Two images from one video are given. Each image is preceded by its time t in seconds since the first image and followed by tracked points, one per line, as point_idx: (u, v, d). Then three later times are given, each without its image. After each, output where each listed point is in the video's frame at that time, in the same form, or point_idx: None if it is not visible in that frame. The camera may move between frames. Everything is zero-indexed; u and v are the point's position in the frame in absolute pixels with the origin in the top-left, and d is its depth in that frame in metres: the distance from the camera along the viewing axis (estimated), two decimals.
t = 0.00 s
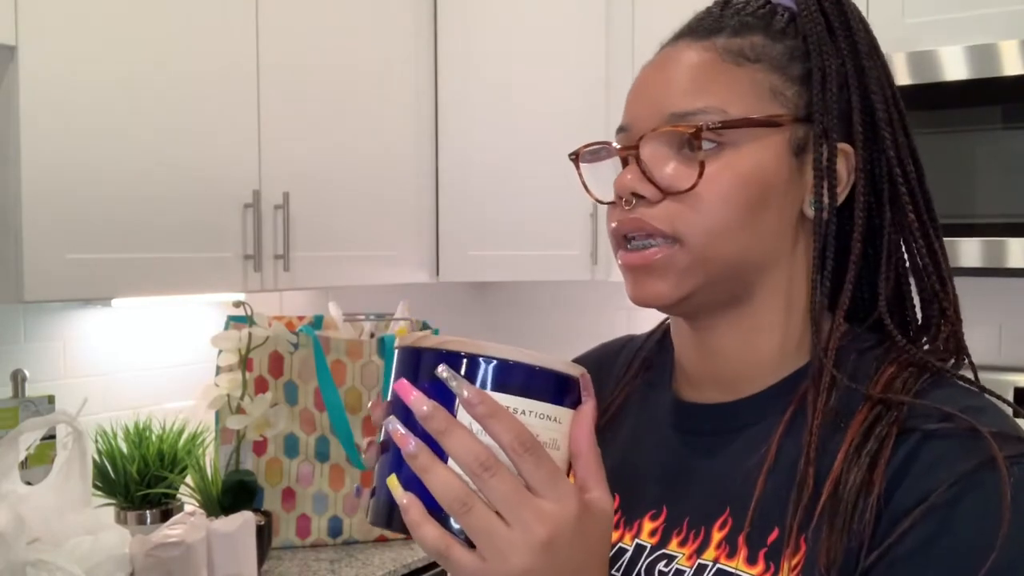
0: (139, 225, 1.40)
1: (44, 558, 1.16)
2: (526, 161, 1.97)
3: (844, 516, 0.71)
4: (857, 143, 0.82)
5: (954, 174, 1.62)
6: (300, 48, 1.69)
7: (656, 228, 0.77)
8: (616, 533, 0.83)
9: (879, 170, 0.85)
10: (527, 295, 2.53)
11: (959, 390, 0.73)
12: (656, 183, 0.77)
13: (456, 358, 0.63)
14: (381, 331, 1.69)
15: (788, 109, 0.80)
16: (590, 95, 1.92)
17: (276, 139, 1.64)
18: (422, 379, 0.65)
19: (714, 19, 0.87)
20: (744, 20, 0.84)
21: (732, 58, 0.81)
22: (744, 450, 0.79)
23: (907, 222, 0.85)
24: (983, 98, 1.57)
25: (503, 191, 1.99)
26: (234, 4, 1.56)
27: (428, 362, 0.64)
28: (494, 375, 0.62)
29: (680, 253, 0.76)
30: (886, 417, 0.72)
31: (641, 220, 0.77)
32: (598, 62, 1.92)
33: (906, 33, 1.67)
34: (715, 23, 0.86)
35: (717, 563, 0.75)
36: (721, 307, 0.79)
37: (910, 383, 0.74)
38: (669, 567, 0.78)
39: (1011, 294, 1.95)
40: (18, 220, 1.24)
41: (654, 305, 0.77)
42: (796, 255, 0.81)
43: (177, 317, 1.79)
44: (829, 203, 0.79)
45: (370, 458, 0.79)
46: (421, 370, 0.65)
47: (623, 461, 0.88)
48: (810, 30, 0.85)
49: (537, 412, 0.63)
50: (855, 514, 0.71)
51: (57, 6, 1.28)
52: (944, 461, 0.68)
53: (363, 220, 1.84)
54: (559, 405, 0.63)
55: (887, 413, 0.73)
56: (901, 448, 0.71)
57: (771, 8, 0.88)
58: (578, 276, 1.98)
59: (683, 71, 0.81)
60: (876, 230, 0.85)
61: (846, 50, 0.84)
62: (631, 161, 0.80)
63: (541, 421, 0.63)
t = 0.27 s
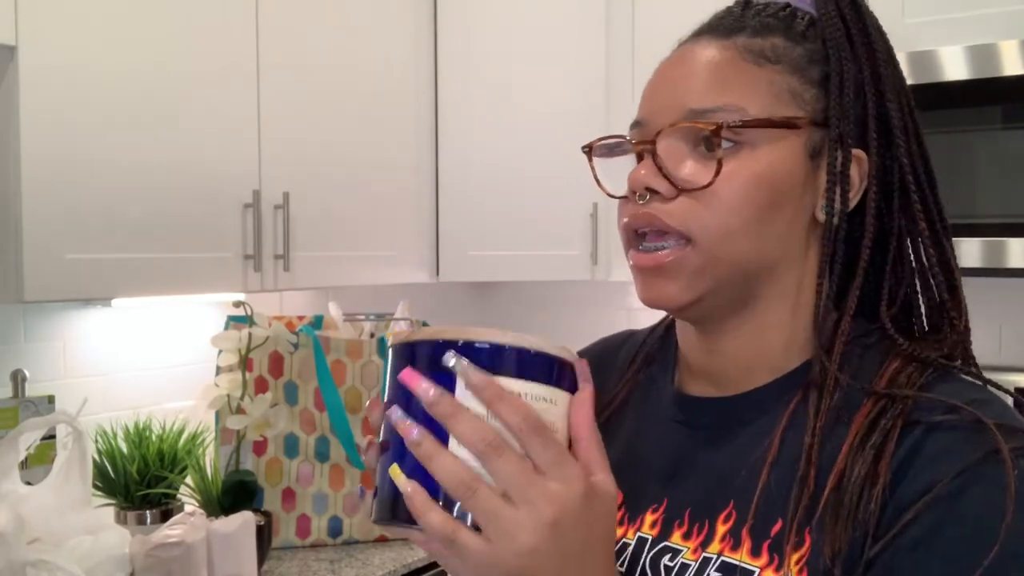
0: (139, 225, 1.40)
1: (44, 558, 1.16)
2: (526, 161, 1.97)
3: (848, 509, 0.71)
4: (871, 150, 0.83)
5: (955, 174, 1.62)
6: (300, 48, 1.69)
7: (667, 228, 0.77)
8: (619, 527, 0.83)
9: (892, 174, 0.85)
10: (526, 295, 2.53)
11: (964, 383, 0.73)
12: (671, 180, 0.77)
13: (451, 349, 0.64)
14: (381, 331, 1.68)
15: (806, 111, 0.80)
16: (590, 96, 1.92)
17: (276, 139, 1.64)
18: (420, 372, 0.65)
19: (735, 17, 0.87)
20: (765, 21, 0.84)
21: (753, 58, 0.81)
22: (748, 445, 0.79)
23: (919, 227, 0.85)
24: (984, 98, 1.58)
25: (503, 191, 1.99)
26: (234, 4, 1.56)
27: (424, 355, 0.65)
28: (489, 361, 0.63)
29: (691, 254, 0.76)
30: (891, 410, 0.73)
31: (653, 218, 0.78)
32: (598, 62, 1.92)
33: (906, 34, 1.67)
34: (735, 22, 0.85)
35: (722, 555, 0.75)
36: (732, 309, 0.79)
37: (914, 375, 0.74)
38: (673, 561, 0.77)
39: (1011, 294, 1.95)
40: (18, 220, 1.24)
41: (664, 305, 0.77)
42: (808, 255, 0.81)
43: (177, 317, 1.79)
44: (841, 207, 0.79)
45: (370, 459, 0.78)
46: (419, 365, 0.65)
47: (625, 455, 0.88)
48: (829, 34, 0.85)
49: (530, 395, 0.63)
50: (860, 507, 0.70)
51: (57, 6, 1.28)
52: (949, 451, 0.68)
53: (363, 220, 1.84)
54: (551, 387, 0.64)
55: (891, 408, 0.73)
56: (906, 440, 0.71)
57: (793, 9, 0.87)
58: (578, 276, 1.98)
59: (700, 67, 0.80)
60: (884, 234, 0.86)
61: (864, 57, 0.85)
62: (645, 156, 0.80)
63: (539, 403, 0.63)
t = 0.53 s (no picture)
0: (139, 225, 1.40)
1: (45, 558, 1.16)
2: (526, 161, 1.97)
3: (851, 514, 0.66)
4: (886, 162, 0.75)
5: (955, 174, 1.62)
6: (301, 48, 1.69)
7: (677, 207, 0.71)
8: (617, 521, 0.80)
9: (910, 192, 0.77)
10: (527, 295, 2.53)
11: (971, 379, 0.67)
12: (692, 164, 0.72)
13: (399, 289, 0.73)
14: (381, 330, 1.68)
15: (832, 118, 0.73)
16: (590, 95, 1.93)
17: (276, 139, 1.64)
18: (377, 313, 0.74)
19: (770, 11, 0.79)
20: (799, 20, 0.76)
21: (783, 59, 0.73)
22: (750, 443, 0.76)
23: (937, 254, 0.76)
24: (984, 98, 1.58)
25: (503, 190, 1.99)
26: (234, 4, 1.56)
27: (383, 299, 0.74)
28: (433, 298, 0.72)
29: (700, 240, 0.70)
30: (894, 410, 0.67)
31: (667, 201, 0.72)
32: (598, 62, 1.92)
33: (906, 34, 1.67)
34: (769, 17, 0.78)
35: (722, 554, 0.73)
36: (732, 300, 0.73)
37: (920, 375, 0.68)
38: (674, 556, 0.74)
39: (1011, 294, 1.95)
40: (19, 220, 1.25)
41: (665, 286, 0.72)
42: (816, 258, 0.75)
43: (177, 316, 1.79)
44: (856, 212, 0.72)
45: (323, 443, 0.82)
46: (378, 312, 0.74)
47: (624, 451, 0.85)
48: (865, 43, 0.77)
49: (469, 326, 0.72)
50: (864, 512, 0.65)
51: (56, 6, 1.28)
52: (956, 450, 0.62)
53: (363, 219, 1.84)
54: (488, 322, 0.73)
55: (893, 407, 0.67)
56: (909, 440, 0.65)
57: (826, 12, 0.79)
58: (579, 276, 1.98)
59: (725, 58, 0.74)
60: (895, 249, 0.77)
61: (890, 61, 0.77)
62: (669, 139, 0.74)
63: (492, 336, 0.73)
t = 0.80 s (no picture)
0: (139, 225, 1.40)
1: (45, 558, 1.16)
2: (526, 161, 1.98)
3: (866, 505, 0.69)
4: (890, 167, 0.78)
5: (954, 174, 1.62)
6: (301, 48, 1.69)
7: (713, 224, 0.72)
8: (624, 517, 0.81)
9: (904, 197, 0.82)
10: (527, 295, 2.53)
11: (968, 377, 0.72)
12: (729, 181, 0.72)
13: (344, 282, 0.70)
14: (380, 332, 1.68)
15: (846, 128, 0.76)
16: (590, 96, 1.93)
17: (276, 139, 1.64)
18: (320, 307, 0.71)
19: (773, 12, 0.80)
20: (812, 26, 0.78)
21: (802, 68, 0.75)
22: (758, 439, 0.77)
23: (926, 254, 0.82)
24: (984, 98, 1.58)
25: (503, 190, 1.99)
26: (234, 4, 1.56)
27: (325, 294, 0.71)
28: (371, 284, 0.70)
29: (740, 255, 0.71)
30: (904, 410, 0.70)
31: (702, 217, 0.73)
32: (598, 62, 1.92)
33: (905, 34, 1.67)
34: (772, 19, 0.79)
35: (740, 550, 0.74)
36: (755, 306, 0.75)
37: (919, 372, 0.73)
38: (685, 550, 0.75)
39: (1011, 295, 1.95)
40: (19, 219, 1.24)
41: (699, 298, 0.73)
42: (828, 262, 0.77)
43: (177, 316, 1.79)
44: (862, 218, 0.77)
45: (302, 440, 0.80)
46: (323, 305, 0.71)
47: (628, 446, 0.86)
48: (872, 48, 0.79)
49: (406, 311, 0.69)
50: (879, 505, 0.68)
51: (56, 6, 1.28)
52: (969, 447, 0.66)
53: (363, 219, 1.84)
54: (426, 304, 0.69)
55: (900, 404, 0.71)
56: (918, 437, 0.69)
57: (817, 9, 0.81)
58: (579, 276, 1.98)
59: (744, 65, 0.75)
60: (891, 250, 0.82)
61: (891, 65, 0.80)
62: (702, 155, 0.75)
63: (416, 316, 0.69)
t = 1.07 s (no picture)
0: (139, 225, 1.40)
1: (45, 558, 1.16)
2: (525, 161, 1.98)
3: (874, 500, 0.69)
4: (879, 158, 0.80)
5: (954, 174, 1.62)
6: (301, 48, 1.69)
7: (730, 230, 0.73)
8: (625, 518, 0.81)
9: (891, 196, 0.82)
10: (526, 295, 2.53)
11: (969, 373, 0.72)
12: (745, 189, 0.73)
13: (358, 263, 0.71)
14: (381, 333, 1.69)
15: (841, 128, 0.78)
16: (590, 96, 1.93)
17: (276, 139, 1.64)
18: (340, 285, 0.72)
19: (758, 13, 0.80)
20: (797, 25, 0.78)
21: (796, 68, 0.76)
22: (760, 436, 0.78)
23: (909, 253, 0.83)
24: (984, 98, 1.58)
25: (503, 191, 1.99)
26: (234, 4, 1.55)
27: (346, 270, 0.72)
28: (392, 263, 0.70)
29: (758, 261, 0.72)
30: (906, 404, 0.70)
31: (719, 226, 0.73)
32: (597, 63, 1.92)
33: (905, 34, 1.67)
34: (759, 20, 0.79)
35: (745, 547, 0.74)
36: (766, 306, 0.76)
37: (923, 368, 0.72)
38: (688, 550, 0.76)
39: (1011, 295, 1.95)
40: (18, 219, 1.25)
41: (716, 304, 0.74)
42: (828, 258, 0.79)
43: (178, 316, 1.79)
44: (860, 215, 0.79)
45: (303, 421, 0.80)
46: (340, 285, 0.72)
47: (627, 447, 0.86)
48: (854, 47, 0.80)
49: (426, 290, 0.69)
50: (885, 500, 0.68)
51: (56, 6, 1.28)
52: (972, 442, 0.65)
53: (364, 219, 1.84)
54: (444, 285, 0.70)
55: (901, 400, 0.71)
56: (922, 432, 0.69)
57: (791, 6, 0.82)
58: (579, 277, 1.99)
59: (743, 68, 0.76)
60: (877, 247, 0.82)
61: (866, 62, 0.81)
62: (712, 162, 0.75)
63: (432, 295, 0.69)
